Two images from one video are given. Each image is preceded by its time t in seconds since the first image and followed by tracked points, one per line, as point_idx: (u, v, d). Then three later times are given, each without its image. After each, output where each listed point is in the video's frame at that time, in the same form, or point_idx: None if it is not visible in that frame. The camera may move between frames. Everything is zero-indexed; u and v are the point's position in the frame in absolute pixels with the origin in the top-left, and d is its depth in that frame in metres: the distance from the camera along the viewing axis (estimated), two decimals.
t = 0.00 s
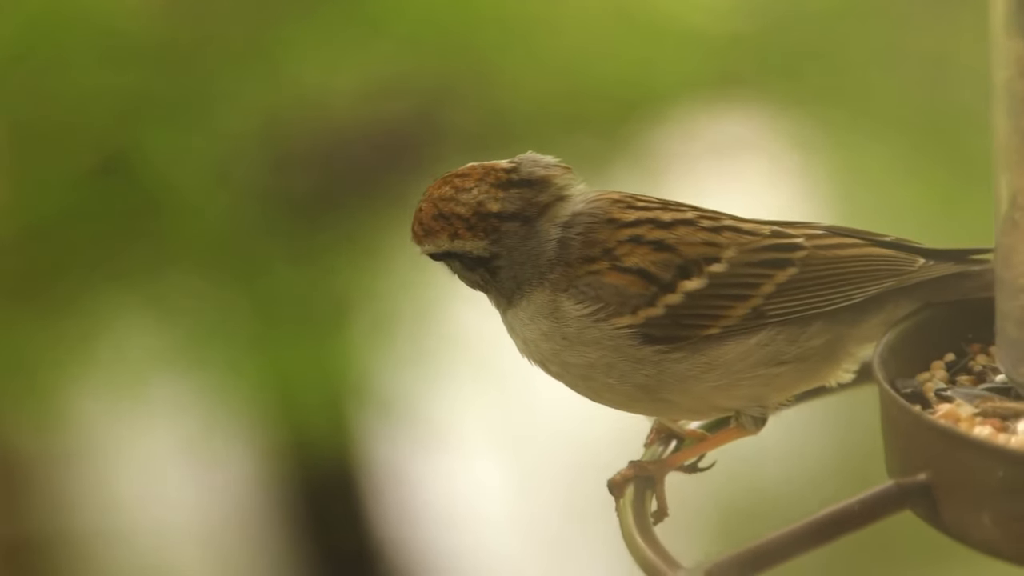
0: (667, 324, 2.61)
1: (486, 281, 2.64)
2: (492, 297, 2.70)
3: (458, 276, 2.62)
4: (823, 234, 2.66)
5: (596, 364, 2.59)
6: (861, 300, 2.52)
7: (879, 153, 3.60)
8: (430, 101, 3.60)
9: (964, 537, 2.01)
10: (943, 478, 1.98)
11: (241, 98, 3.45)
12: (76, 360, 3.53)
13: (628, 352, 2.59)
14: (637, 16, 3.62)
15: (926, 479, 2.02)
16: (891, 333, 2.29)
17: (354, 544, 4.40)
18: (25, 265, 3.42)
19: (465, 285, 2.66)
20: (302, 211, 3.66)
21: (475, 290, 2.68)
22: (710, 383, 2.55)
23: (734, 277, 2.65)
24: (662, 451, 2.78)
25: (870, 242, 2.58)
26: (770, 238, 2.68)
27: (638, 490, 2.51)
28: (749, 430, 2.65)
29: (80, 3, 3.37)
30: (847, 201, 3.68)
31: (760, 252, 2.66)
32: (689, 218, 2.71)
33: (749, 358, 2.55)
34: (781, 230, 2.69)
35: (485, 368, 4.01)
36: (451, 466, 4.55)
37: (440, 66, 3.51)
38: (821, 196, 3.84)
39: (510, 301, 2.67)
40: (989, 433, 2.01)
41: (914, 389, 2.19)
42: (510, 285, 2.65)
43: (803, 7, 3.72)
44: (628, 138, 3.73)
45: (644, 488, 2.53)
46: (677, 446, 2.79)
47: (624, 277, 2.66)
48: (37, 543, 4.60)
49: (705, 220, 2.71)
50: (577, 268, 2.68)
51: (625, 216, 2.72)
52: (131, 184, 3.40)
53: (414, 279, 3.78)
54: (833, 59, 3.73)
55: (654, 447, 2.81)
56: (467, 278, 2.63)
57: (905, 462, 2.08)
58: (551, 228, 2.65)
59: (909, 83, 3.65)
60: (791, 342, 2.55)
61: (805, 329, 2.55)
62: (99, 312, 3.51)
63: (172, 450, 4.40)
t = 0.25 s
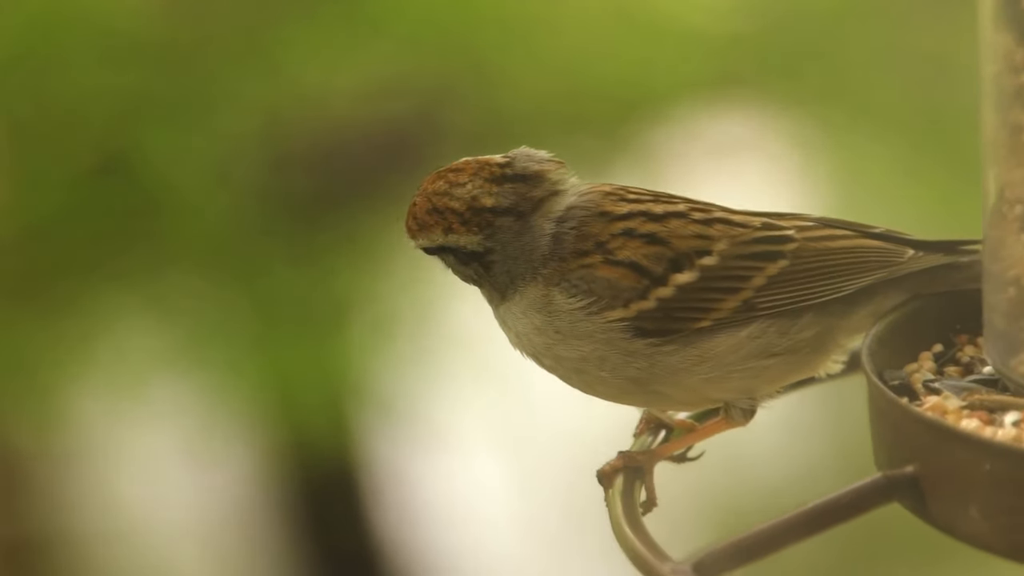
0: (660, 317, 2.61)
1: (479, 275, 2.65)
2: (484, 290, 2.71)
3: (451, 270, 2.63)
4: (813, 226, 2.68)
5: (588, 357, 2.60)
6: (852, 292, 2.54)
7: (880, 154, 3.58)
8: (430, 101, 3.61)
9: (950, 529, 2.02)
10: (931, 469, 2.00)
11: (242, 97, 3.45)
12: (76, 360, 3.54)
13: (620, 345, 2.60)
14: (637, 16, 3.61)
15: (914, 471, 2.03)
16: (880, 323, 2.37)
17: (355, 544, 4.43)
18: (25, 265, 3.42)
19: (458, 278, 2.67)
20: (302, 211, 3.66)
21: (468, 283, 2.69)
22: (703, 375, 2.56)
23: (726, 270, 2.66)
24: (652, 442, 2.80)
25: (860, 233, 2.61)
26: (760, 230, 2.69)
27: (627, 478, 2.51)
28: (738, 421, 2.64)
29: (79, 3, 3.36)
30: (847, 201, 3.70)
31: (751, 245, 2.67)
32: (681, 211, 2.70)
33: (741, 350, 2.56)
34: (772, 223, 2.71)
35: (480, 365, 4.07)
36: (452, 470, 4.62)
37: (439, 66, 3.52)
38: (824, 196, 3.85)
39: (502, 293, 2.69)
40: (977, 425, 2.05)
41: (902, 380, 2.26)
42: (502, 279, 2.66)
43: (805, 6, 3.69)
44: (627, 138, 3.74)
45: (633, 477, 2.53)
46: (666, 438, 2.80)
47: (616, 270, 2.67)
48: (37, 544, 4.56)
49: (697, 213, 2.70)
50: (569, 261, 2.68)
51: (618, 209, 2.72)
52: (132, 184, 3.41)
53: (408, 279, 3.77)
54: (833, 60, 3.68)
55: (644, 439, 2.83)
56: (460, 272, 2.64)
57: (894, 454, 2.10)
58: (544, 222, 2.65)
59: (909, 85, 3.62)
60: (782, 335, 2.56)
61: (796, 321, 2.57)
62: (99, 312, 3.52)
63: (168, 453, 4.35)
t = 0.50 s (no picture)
0: (651, 310, 2.59)
1: (470, 270, 2.61)
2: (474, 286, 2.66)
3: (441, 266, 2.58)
4: (804, 218, 2.61)
5: (580, 350, 2.56)
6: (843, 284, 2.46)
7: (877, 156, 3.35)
8: (427, 101, 3.64)
9: (935, 520, 2.03)
10: (917, 462, 2.00)
11: (244, 97, 3.52)
12: (76, 359, 3.53)
13: (611, 339, 2.57)
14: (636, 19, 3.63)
15: (902, 462, 2.04)
16: (869, 312, 2.30)
17: (354, 541, 4.44)
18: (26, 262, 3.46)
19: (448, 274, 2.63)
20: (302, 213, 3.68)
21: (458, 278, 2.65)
22: (692, 368, 2.53)
23: (716, 262, 2.62)
24: (640, 433, 2.73)
25: (852, 225, 2.53)
26: (749, 224, 2.64)
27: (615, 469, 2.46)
28: (727, 414, 2.59)
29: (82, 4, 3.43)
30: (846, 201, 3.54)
31: (740, 238, 2.63)
32: (671, 204, 2.65)
33: (731, 343, 2.53)
34: (762, 215, 2.65)
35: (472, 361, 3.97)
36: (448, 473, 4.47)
37: (438, 65, 3.59)
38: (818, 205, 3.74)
39: (493, 289, 2.63)
40: (965, 422, 1.99)
41: (889, 374, 2.19)
42: (493, 274, 2.61)
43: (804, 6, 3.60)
44: (628, 138, 3.66)
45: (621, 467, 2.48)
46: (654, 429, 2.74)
47: (608, 264, 2.63)
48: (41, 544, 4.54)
49: (687, 206, 2.65)
50: (561, 255, 2.64)
51: (610, 202, 2.66)
52: (132, 183, 3.44)
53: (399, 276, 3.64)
54: (832, 60, 3.53)
55: (632, 428, 2.77)
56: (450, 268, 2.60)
57: (881, 445, 2.11)
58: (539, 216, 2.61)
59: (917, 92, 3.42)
60: (771, 329, 2.52)
61: (785, 315, 2.52)
62: (100, 312, 3.51)
63: (171, 448, 4.34)
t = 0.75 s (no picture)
0: (642, 304, 2.65)
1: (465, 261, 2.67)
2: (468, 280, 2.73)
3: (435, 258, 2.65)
4: (793, 212, 2.69)
5: (571, 344, 2.63)
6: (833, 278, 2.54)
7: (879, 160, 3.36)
8: (427, 100, 3.63)
9: (922, 514, 2.07)
10: (904, 455, 2.06)
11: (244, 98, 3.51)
12: (78, 359, 3.52)
13: (603, 333, 2.63)
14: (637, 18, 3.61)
15: (891, 457, 2.08)
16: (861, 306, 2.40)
17: (358, 543, 4.35)
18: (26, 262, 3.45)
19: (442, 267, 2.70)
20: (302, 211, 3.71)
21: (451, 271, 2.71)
22: (683, 362, 2.60)
23: (707, 256, 2.68)
24: (630, 425, 2.79)
25: (841, 219, 2.60)
26: (739, 218, 2.71)
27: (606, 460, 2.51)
28: (715, 407, 2.69)
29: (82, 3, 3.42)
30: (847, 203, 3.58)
31: (731, 232, 2.69)
32: (662, 198, 2.72)
33: (722, 336, 2.60)
34: (752, 209, 2.72)
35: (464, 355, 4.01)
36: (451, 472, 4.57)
37: (439, 65, 3.56)
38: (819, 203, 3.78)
39: (486, 281, 2.70)
40: (951, 414, 2.06)
41: (879, 368, 2.27)
42: (486, 267, 2.68)
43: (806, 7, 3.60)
44: (629, 139, 3.68)
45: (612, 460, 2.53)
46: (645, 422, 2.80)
47: (599, 258, 2.69)
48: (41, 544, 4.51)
49: (678, 200, 2.72)
50: (552, 250, 2.71)
51: (601, 196, 2.73)
52: (133, 182, 3.43)
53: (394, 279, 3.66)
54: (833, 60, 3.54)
55: (621, 421, 2.83)
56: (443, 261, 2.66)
57: (871, 441, 2.14)
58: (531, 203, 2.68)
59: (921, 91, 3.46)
60: (761, 322, 2.59)
61: (775, 309, 2.59)
62: (100, 312, 3.51)
63: (171, 445, 4.35)
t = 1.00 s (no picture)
0: (630, 301, 2.73)
1: (455, 253, 2.77)
2: (455, 275, 2.80)
3: (425, 247, 2.73)
4: (781, 207, 2.78)
5: (561, 341, 2.70)
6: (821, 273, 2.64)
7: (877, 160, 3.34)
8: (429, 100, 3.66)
9: (910, 509, 2.10)
10: (894, 450, 2.09)
11: (246, 97, 3.55)
12: (77, 359, 3.51)
13: (591, 329, 2.71)
14: (636, 19, 3.61)
15: (879, 452, 2.13)
16: (846, 303, 2.50)
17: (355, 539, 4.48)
18: (25, 262, 3.43)
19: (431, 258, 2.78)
20: (302, 210, 3.72)
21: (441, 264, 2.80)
22: (672, 356, 2.69)
23: (694, 252, 2.77)
24: (620, 420, 2.92)
25: (827, 213, 2.70)
26: (727, 213, 2.81)
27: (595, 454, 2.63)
28: (704, 400, 2.80)
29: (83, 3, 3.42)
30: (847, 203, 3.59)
31: (719, 227, 2.79)
32: (651, 194, 2.82)
33: (710, 332, 2.68)
34: (740, 204, 2.82)
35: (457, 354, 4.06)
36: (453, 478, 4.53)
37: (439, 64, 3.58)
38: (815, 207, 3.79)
39: (475, 278, 2.77)
40: (937, 409, 2.10)
41: (867, 363, 2.32)
42: (476, 260, 2.77)
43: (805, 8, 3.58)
44: (629, 138, 3.69)
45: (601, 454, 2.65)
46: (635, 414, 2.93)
47: (586, 255, 2.76)
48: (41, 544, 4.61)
49: (666, 195, 2.82)
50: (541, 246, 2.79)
51: (588, 191, 2.81)
52: (133, 183, 3.44)
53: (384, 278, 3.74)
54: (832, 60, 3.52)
55: (613, 415, 2.97)
56: (434, 249, 2.75)
57: (858, 437, 2.19)
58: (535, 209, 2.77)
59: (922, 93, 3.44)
60: (750, 317, 2.68)
61: (762, 304, 2.68)
62: (100, 312, 3.50)
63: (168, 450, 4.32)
